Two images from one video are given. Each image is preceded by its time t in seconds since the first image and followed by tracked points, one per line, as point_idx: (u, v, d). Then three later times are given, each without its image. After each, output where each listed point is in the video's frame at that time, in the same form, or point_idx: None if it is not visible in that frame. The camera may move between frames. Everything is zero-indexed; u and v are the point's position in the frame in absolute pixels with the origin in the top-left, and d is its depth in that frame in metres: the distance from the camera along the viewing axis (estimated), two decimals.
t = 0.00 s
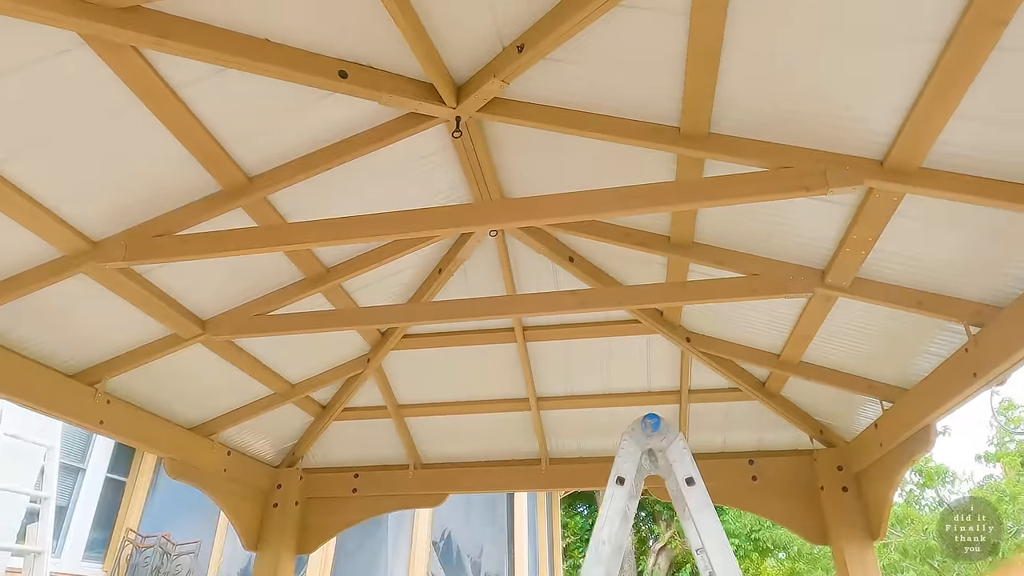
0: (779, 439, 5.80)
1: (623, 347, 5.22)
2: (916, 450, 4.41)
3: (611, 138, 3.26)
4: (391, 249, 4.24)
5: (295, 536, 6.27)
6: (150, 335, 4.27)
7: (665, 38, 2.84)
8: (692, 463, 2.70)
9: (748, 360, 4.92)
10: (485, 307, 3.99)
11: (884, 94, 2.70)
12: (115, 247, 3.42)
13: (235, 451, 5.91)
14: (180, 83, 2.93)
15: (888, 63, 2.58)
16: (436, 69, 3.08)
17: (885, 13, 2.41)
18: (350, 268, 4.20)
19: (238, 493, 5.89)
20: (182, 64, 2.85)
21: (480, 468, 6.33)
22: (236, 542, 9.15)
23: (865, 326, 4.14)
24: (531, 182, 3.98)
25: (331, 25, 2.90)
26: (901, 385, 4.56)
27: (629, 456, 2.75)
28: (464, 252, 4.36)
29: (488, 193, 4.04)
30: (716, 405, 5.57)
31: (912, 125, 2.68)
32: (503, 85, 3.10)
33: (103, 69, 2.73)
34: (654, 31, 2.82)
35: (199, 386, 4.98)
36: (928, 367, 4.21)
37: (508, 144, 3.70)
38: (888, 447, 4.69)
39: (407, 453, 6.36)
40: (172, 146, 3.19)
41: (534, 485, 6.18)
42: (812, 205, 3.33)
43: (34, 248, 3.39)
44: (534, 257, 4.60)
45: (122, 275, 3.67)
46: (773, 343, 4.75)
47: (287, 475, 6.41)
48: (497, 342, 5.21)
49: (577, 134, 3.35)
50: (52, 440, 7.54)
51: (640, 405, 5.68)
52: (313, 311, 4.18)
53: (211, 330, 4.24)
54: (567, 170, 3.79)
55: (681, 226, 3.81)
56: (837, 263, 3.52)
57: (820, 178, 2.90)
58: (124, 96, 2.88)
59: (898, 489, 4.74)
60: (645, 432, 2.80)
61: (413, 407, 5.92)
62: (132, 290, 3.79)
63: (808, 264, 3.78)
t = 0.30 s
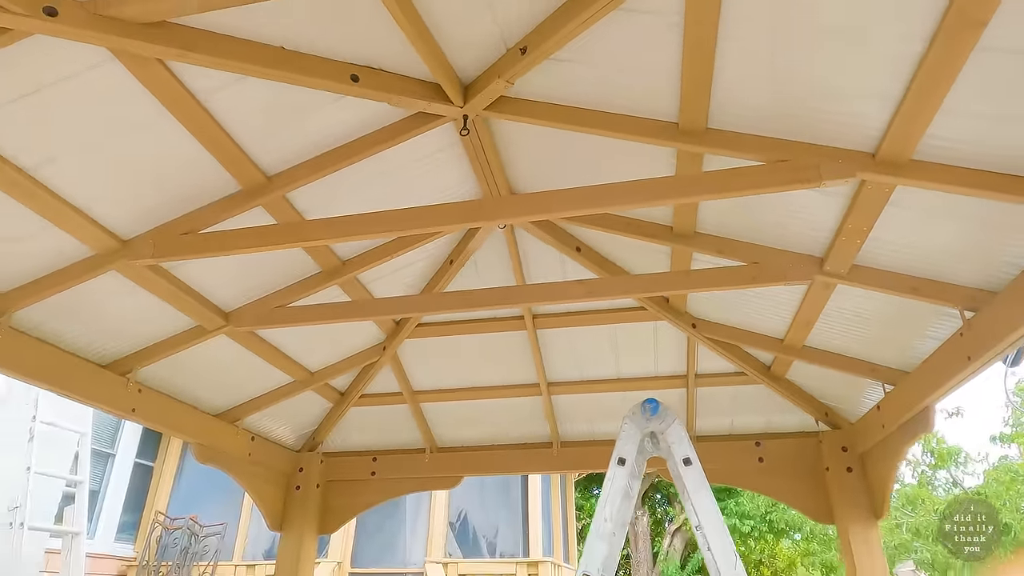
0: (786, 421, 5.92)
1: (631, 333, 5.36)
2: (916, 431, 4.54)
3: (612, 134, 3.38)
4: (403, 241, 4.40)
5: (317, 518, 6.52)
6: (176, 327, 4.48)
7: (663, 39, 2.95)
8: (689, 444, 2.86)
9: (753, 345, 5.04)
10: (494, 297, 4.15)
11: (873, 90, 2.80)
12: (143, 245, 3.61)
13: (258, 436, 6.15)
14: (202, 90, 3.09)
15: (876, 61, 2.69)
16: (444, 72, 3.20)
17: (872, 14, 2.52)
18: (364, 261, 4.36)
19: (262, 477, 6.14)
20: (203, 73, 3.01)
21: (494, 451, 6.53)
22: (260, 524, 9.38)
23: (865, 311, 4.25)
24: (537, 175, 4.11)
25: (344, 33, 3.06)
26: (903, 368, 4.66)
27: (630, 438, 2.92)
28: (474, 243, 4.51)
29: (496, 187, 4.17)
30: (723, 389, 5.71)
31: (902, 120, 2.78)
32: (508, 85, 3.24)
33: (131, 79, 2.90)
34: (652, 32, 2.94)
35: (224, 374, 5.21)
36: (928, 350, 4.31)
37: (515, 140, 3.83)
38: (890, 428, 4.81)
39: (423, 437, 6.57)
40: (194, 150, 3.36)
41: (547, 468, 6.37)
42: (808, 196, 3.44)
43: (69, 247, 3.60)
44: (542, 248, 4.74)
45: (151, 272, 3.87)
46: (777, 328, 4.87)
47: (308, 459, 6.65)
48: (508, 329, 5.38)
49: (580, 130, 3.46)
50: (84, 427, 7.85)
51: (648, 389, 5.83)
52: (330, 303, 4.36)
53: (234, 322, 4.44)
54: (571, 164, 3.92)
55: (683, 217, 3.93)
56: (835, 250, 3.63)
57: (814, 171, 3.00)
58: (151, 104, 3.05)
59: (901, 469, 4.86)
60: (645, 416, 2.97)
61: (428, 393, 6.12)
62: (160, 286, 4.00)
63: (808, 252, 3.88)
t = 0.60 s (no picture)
0: (787, 403, 6.06)
1: (635, 319, 5.50)
2: (912, 412, 4.68)
3: (614, 128, 3.50)
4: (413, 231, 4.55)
5: (332, 498, 6.74)
6: (197, 315, 4.67)
7: (662, 37, 3.07)
8: (687, 424, 3.02)
9: (754, 330, 5.17)
10: (501, 285, 4.30)
11: (865, 86, 2.91)
12: (166, 238, 3.79)
13: (275, 420, 6.36)
14: (221, 90, 3.23)
15: (868, 58, 2.79)
16: (451, 69, 3.33)
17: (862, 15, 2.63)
18: (375, 250, 4.51)
19: (279, 459, 6.36)
20: (222, 75, 3.15)
21: (503, 434, 6.72)
22: (277, 504, 9.64)
23: (863, 296, 4.37)
24: (542, 167, 4.24)
25: (356, 35, 3.19)
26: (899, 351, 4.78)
27: (632, 420, 3.07)
28: (482, 233, 4.65)
29: (502, 178, 4.31)
30: (725, 372, 5.85)
31: (892, 114, 2.89)
32: (513, 82, 3.36)
33: (155, 82, 3.05)
34: (652, 31, 3.05)
35: (241, 361, 5.40)
36: (923, 333, 4.44)
37: (520, 134, 3.95)
38: (888, 410, 4.95)
39: (434, 421, 6.77)
40: (214, 147, 3.51)
41: (554, 449, 6.55)
42: (805, 186, 3.56)
43: (96, 240, 3.77)
44: (548, 237, 4.88)
45: (174, 263, 4.04)
46: (777, 313, 4.99)
47: (323, 442, 6.86)
48: (516, 316, 5.54)
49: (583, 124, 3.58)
50: (108, 412, 8.14)
51: (653, 373, 5.98)
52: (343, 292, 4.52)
53: (251, 310, 4.62)
54: (575, 156, 4.04)
55: (684, 207, 4.05)
56: (831, 238, 3.74)
57: (808, 163, 3.11)
58: (173, 105, 3.20)
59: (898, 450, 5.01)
60: (645, 399, 3.12)
61: (439, 377, 6.30)
62: (182, 277, 4.17)
63: (805, 239, 4.00)
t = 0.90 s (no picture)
0: (790, 393, 6.12)
1: (640, 309, 5.55)
2: (914, 401, 4.73)
3: (619, 122, 3.54)
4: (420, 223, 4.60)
5: (341, 487, 6.84)
6: (208, 307, 4.75)
7: (667, 32, 3.10)
8: (690, 414, 3.09)
9: (758, 320, 5.22)
10: (507, 277, 4.36)
11: (868, 80, 2.94)
12: (179, 232, 3.86)
13: (284, 410, 6.45)
14: (232, 87, 3.29)
15: (871, 53, 2.83)
16: (458, 64, 3.35)
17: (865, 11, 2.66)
18: (383, 243, 4.57)
19: (288, 448, 6.45)
20: (232, 72, 3.20)
21: (509, 423, 6.80)
22: (286, 492, 9.78)
23: (865, 287, 4.41)
24: (548, 160, 4.29)
25: (365, 32, 3.24)
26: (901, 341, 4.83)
27: (636, 410, 3.14)
28: (488, 225, 4.70)
29: (508, 172, 4.35)
30: (729, 362, 5.91)
31: (894, 108, 2.93)
32: (519, 77, 3.39)
33: (168, 80, 3.11)
34: (657, 27, 3.09)
35: (251, 352, 5.48)
36: (925, 323, 4.48)
37: (526, 127, 3.99)
38: (890, 399, 5.00)
39: (441, 411, 6.86)
40: (225, 143, 3.57)
41: (559, 439, 6.64)
42: (808, 179, 3.60)
43: (110, 234, 3.84)
44: (553, 229, 4.93)
45: (186, 257, 4.12)
46: (781, 304, 5.04)
47: (331, 432, 6.96)
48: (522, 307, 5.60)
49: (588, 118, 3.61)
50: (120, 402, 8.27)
51: (657, 363, 6.04)
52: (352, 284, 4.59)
53: (260, 303, 4.69)
54: (580, 149, 4.08)
55: (688, 200, 4.09)
56: (833, 230, 3.78)
57: (811, 157, 3.15)
58: (186, 102, 3.26)
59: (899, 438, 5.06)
60: (649, 389, 3.19)
61: (445, 368, 6.38)
62: (194, 270, 4.24)
63: (808, 231, 4.04)
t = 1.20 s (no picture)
0: (788, 387, 6.19)
1: (640, 305, 5.61)
2: (909, 395, 4.79)
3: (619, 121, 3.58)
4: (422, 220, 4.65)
5: (343, 480, 6.92)
6: (213, 303, 4.81)
7: (667, 33, 3.15)
8: (688, 409, 3.15)
9: (756, 316, 5.28)
10: (508, 274, 4.41)
11: (864, 81, 2.99)
12: (184, 230, 3.91)
13: (287, 405, 6.52)
14: (237, 87, 3.33)
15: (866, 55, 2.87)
16: (460, 64, 3.39)
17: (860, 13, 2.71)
18: (385, 240, 4.62)
19: (292, 442, 6.53)
20: (238, 73, 3.25)
21: (510, 417, 6.87)
22: (288, 485, 9.88)
23: (862, 283, 4.46)
24: (548, 158, 4.34)
25: (368, 33, 3.28)
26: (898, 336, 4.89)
27: (635, 406, 3.20)
28: (489, 222, 4.75)
29: (509, 169, 4.40)
30: (727, 357, 5.97)
31: (889, 109, 2.98)
32: (520, 77, 3.44)
33: (174, 80, 3.15)
34: (656, 27, 3.13)
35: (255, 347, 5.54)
36: (921, 319, 4.53)
37: (527, 126, 4.04)
38: (886, 393, 5.07)
39: (442, 405, 6.93)
40: (230, 142, 3.61)
41: (560, 433, 6.71)
42: (805, 177, 3.65)
43: (117, 232, 3.89)
44: (553, 226, 4.98)
45: (191, 254, 4.17)
46: (779, 299, 5.10)
47: (334, 426, 7.03)
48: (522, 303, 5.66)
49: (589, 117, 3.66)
50: (125, 396, 8.35)
51: (657, 358, 6.10)
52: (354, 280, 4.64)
53: (264, 299, 4.75)
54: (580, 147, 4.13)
55: (687, 198, 4.14)
56: (830, 228, 3.84)
57: (808, 156, 3.20)
58: (192, 102, 3.30)
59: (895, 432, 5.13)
60: (648, 385, 3.25)
61: (447, 363, 6.44)
62: (199, 267, 4.30)
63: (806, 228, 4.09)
